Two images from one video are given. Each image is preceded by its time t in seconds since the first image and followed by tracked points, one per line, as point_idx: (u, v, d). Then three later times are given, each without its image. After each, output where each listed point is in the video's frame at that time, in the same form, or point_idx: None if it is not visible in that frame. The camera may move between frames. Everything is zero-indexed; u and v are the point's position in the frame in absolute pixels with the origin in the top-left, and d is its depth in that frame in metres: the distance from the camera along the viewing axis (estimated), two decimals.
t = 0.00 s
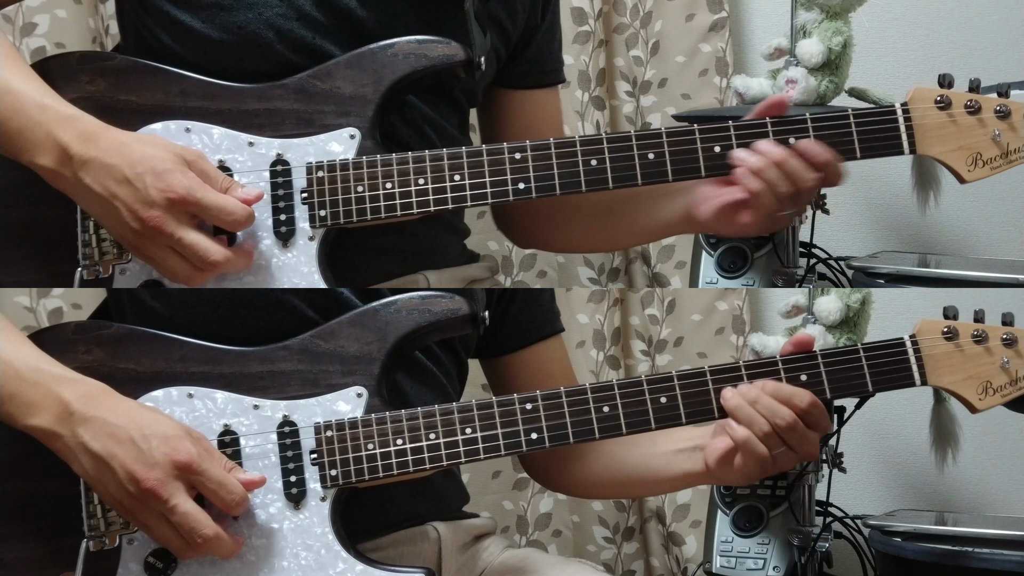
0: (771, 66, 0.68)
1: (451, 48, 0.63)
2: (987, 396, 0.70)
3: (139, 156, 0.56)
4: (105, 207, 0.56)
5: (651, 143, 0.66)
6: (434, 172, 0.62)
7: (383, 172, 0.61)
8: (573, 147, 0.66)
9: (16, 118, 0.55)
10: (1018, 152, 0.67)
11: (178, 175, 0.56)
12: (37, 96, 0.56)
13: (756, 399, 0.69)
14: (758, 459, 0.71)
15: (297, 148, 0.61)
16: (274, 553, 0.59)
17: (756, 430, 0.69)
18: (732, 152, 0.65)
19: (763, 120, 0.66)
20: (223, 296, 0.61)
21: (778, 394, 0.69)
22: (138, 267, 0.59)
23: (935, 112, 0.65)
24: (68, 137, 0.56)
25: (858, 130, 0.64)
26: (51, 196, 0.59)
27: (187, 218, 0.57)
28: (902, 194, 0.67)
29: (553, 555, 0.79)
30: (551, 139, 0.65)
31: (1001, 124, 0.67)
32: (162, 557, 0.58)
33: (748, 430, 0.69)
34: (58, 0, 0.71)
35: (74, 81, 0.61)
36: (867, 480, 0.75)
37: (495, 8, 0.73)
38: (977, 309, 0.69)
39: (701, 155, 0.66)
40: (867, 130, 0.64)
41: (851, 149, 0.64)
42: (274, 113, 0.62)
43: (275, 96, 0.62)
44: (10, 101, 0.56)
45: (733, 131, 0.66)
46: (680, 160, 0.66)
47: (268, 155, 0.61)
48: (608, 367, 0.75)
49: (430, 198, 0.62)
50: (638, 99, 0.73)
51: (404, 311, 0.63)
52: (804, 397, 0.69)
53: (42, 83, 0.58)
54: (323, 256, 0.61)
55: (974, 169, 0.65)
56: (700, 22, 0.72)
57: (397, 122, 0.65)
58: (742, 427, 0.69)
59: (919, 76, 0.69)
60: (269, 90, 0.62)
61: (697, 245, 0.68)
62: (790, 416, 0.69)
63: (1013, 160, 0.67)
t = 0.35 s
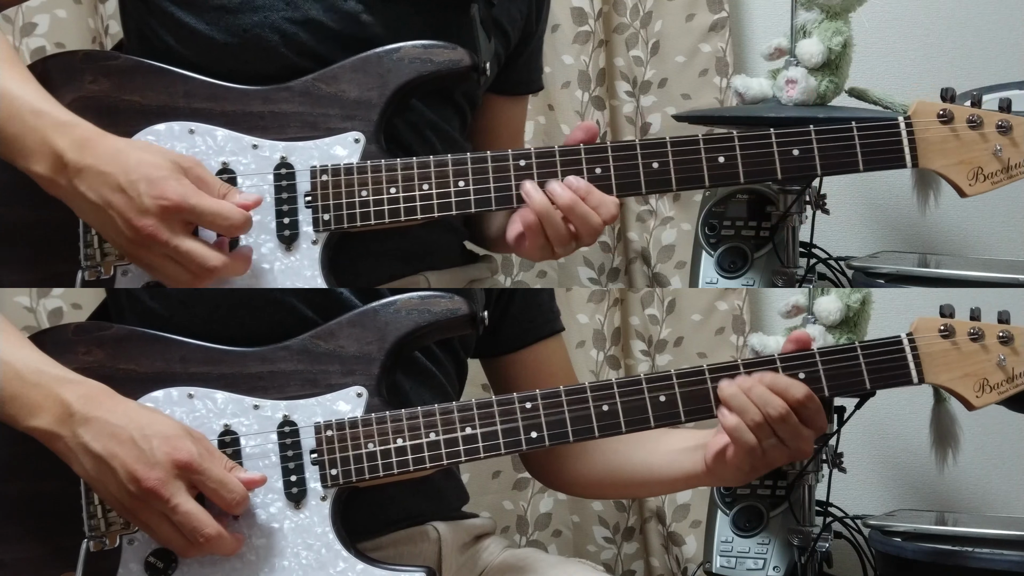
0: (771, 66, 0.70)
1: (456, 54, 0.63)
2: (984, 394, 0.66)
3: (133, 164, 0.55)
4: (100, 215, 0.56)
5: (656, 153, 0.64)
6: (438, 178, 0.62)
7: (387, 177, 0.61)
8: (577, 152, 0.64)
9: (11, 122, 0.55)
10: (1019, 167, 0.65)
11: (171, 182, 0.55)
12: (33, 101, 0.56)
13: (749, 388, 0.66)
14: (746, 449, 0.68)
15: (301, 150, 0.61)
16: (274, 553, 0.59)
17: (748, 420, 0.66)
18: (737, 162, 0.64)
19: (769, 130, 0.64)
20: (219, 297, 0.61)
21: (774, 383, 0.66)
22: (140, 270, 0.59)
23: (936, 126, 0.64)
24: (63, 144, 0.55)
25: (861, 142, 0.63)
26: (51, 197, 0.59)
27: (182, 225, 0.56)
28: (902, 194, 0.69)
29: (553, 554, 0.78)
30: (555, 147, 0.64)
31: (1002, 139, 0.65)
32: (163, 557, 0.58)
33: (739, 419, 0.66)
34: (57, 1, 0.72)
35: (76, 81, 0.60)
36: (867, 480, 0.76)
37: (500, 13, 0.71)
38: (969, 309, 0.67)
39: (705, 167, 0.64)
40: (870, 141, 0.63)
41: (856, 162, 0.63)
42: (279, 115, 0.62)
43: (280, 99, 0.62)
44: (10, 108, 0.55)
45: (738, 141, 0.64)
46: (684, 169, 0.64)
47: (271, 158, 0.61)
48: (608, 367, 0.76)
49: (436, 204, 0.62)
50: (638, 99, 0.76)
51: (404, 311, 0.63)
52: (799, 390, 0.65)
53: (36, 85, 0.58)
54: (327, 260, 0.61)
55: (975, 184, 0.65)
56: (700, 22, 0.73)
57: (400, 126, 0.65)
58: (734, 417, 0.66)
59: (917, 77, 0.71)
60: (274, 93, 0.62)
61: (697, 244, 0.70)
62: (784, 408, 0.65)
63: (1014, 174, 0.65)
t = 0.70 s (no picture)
0: (771, 65, 0.70)
1: (459, 55, 0.63)
2: (985, 400, 0.68)
3: (150, 174, 0.55)
4: (105, 217, 0.56)
5: (657, 156, 0.64)
6: (439, 180, 0.62)
7: (388, 179, 0.61)
8: (579, 154, 0.64)
9: (20, 121, 0.55)
10: (1021, 172, 0.66)
11: (188, 202, 0.56)
12: (43, 101, 0.56)
13: (752, 399, 0.66)
14: (756, 462, 0.69)
15: (302, 152, 0.61)
16: (274, 552, 0.59)
17: (753, 431, 0.67)
18: (739, 164, 0.64)
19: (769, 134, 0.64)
20: (217, 298, 0.61)
21: (773, 394, 0.66)
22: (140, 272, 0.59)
23: (938, 131, 0.65)
24: (78, 141, 0.55)
25: (863, 150, 0.63)
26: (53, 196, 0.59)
27: (184, 244, 0.56)
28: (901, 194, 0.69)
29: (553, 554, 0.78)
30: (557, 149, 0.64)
31: (1004, 145, 0.66)
32: (162, 556, 0.58)
33: (747, 432, 0.67)
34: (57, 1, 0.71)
35: (77, 80, 0.60)
36: (867, 480, 0.75)
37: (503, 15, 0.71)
38: (970, 314, 0.69)
39: (706, 170, 0.64)
40: (871, 146, 0.64)
41: (856, 166, 0.64)
42: (280, 117, 0.62)
43: (282, 100, 0.62)
44: (14, 104, 0.55)
45: (739, 143, 0.64)
46: (685, 173, 0.64)
47: (273, 159, 0.61)
48: (608, 367, 0.76)
49: (436, 205, 0.62)
50: (638, 99, 0.74)
51: (405, 312, 0.63)
52: (802, 398, 0.66)
53: (42, 84, 0.58)
54: (327, 262, 0.60)
55: (976, 189, 0.66)
56: (700, 22, 0.73)
57: (401, 127, 0.65)
58: (740, 429, 0.67)
59: (916, 77, 0.70)
60: (276, 94, 0.62)
61: (697, 245, 0.68)
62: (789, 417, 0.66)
63: (1016, 180, 0.66)
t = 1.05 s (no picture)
0: (771, 65, 0.70)
1: (457, 55, 0.63)
2: (986, 397, 0.65)
3: (135, 153, 0.55)
4: (101, 207, 0.56)
5: (657, 156, 0.64)
6: (439, 180, 0.62)
7: (386, 179, 0.61)
8: (577, 154, 0.64)
9: (15, 117, 0.55)
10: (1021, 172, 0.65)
11: (174, 170, 0.55)
12: (36, 97, 0.56)
13: (746, 385, 0.65)
14: (748, 450, 0.67)
15: (301, 152, 0.61)
16: (274, 552, 0.59)
17: (746, 419, 0.65)
18: (738, 166, 0.64)
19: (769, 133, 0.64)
20: (219, 298, 0.61)
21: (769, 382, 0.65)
22: (139, 270, 0.59)
23: (939, 132, 0.64)
24: (66, 137, 0.55)
25: (863, 146, 0.63)
26: (52, 197, 0.59)
27: (181, 211, 0.56)
28: (900, 195, 0.70)
29: (553, 554, 0.79)
30: (556, 150, 0.64)
31: (1005, 144, 0.65)
32: (163, 556, 0.58)
33: (739, 418, 0.65)
34: None
35: (77, 81, 0.60)
36: (867, 479, 0.76)
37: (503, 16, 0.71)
38: (969, 312, 0.68)
39: (706, 170, 0.64)
40: (871, 146, 0.64)
41: (856, 166, 0.63)
42: (279, 117, 0.62)
43: (281, 100, 0.62)
44: (13, 104, 0.55)
45: (739, 144, 0.64)
46: (685, 173, 0.64)
47: (271, 159, 0.61)
48: (608, 367, 0.76)
49: (435, 206, 0.62)
50: (638, 99, 0.74)
51: (404, 312, 0.63)
52: (795, 388, 0.65)
53: (39, 83, 0.58)
54: (326, 262, 0.61)
55: (977, 188, 0.65)
56: (700, 22, 0.73)
57: (399, 128, 0.65)
58: (734, 415, 0.65)
59: (916, 77, 0.70)
60: (274, 94, 0.62)
61: (697, 245, 0.69)
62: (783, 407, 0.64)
63: (1016, 179, 0.65)
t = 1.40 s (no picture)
0: (771, 66, 0.70)
1: (456, 55, 0.63)
2: (985, 396, 0.67)
3: (134, 163, 0.55)
4: (100, 216, 0.56)
5: (656, 157, 0.64)
6: (437, 181, 0.62)
7: (385, 180, 0.61)
8: (576, 155, 0.64)
9: (12, 123, 0.55)
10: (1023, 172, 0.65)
11: (175, 183, 0.55)
12: (33, 103, 0.56)
13: (750, 398, 0.66)
14: (755, 460, 0.69)
15: (299, 153, 0.61)
16: (273, 552, 0.59)
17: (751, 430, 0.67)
18: (737, 167, 0.64)
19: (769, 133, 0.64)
20: (217, 297, 0.61)
21: (772, 392, 0.66)
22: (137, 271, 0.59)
23: (940, 130, 0.64)
24: (61, 142, 0.55)
25: (863, 147, 0.63)
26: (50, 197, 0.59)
27: (184, 226, 0.56)
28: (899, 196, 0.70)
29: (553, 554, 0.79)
30: (555, 150, 0.64)
31: (1006, 144, 0.65)
32: (162, 555, 0.58)
33: (746, 432, 0.67)
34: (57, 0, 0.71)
35: (74, 82, 0.60)
36: (867, 480, 0.76)
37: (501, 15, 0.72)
38: (970, 311, 0.68)
39: (705, 171, 0.64)
40: (871, 146, 0.63)
41: (856, 166, 0.63)
42: (277, 117, 0.62)
43: (278, 100, 0.62)
44: (12, 106, 0.55)
45: (738, 144, 0.64)
46: (684, 173, 0.64)
47: (269, 160, 0.61)
48: (608, 367, 0.76)
49: (433, 207, 0.62)
50: (638, 99, 0.74)
51: (403, 311, 0.63)
52: (800, 395, 0.66)
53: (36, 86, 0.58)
54: (323, 263, 0.61)
55: (978, 189, 0.65)
56: (700, 22, 0.73)
57: (398, 129, 0.65)
58: (740, 429, 0.67)
59: (916, 77, 0.70)
60: (271, 95, 0.62)
61: (697, 244, 0.69)
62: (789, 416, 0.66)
63: (1017, 180, 0.65)
